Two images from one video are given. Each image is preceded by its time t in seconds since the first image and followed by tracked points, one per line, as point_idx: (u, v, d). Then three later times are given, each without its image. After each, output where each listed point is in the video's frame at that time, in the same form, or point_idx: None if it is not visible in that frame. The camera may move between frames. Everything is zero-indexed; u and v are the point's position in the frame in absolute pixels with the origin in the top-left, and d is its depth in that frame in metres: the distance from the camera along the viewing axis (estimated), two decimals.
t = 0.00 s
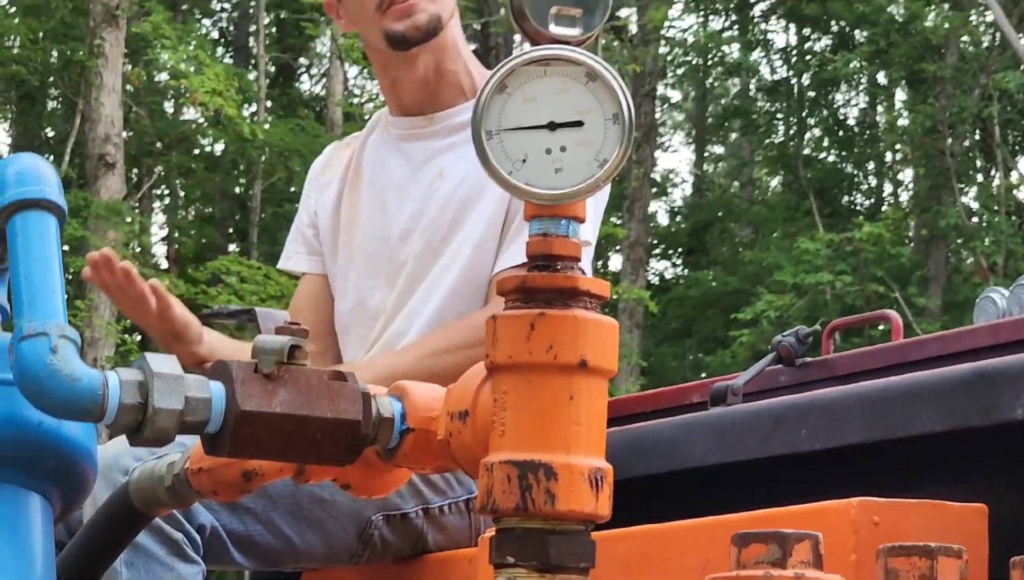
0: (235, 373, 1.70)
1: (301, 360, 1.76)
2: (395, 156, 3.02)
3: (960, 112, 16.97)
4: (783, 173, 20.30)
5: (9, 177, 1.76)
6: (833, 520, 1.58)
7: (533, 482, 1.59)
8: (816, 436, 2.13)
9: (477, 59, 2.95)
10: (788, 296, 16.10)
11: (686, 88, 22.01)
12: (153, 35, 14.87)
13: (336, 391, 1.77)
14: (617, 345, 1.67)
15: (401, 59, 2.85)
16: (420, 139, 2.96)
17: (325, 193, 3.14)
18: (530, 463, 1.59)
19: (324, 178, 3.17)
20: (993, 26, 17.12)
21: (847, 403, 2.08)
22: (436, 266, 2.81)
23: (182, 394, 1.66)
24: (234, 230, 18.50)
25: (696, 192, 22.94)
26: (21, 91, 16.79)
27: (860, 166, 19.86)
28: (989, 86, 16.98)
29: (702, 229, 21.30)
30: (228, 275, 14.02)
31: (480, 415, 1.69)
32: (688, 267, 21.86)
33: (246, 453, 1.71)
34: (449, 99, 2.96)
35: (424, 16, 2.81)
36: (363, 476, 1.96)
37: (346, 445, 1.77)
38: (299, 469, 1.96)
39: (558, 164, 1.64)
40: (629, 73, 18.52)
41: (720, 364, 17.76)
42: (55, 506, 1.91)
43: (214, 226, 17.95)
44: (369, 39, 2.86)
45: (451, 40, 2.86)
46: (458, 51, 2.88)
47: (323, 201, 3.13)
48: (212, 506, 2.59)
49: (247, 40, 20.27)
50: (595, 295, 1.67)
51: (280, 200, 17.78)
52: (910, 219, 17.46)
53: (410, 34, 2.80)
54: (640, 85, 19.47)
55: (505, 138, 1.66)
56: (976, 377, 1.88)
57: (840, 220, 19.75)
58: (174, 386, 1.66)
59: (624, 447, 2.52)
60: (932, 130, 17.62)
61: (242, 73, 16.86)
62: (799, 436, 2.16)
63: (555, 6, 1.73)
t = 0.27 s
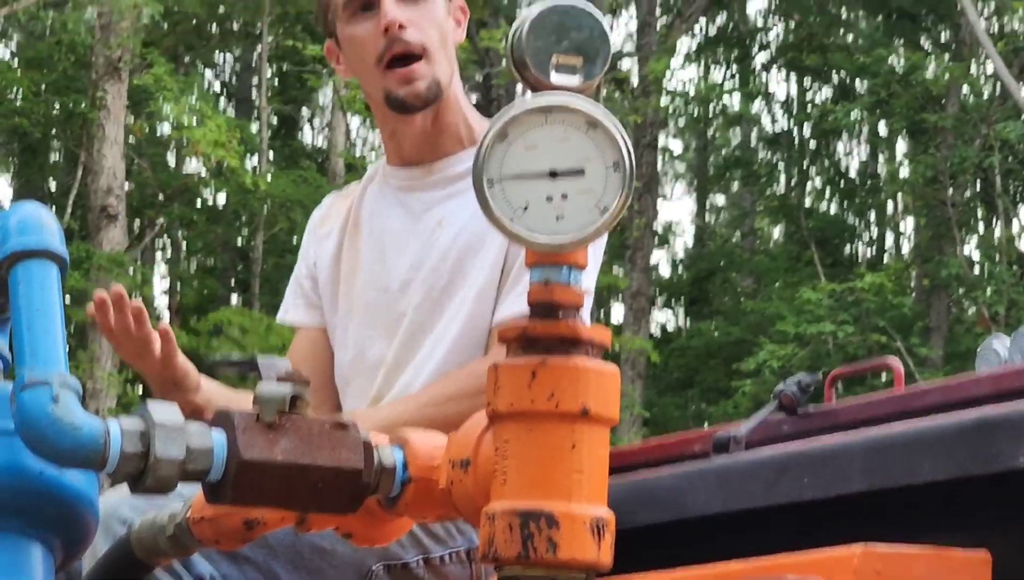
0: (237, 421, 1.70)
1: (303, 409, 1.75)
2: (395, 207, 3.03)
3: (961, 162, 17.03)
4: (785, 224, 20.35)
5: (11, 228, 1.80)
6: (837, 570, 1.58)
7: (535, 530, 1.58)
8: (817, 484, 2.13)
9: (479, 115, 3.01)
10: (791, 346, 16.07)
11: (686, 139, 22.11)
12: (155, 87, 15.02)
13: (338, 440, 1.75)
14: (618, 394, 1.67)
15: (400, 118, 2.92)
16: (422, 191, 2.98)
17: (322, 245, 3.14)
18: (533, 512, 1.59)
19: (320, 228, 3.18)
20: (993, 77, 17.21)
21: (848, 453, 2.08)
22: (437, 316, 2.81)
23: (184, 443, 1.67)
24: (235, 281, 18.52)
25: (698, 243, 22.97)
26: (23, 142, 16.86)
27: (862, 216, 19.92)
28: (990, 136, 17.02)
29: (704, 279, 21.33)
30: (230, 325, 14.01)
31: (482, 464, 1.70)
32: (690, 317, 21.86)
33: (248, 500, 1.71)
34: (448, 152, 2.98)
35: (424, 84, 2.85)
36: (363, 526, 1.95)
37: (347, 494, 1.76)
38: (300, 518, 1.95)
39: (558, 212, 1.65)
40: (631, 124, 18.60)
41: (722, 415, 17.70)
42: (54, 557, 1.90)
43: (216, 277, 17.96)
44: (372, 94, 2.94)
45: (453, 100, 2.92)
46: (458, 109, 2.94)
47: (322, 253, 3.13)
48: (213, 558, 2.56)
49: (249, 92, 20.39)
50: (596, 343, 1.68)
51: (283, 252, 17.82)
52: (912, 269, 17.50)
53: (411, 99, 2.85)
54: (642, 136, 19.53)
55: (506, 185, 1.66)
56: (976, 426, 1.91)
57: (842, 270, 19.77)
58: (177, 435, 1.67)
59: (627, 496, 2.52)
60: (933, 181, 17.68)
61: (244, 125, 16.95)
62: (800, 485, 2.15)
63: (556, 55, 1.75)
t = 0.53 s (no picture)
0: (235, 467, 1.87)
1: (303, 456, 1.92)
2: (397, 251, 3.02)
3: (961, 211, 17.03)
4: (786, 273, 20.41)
5: (13, 274, 1.99)
6: None
7: (537, 571, 1.80)
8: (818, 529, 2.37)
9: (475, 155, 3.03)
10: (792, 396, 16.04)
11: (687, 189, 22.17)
12: (157, 137, 15.12)
13: (340, 484, 1.92)
14: (619, 437, 1.90)
15: (400, 170, 2.93)
16: (426, 239, 2.98)
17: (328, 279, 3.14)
18: (535, 557, 1.80)
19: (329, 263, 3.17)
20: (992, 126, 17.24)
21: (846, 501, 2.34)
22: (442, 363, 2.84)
23: (184, 488, 1.82)
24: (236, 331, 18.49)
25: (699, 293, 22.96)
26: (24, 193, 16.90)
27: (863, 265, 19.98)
28: (990, 185, 17.02)
29: (705, 328, 21.30)
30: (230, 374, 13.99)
31: (482, 507, 1.90)
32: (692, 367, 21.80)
33: (257, 542, 1.88)
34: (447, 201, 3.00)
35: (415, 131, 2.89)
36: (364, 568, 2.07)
37: (349, 539, 1.93)
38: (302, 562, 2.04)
39: (558, 256, 1.88)
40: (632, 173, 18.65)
41: (724, 465, 17.61)
42: None
43: (217, 326, 17.92)
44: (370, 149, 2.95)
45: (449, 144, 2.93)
46: (455, 154, 2.95)
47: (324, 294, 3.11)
48: None
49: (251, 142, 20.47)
50: (596, 386, 1.89)
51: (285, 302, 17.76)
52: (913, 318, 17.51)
53: (400, 148, 2.89)
54: (642, 185, 19.55)
55: (506, 232, 1.90)
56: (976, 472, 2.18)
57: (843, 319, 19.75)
58: (177, 480, 1.82)
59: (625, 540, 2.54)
60: (934, 230, 17.70)
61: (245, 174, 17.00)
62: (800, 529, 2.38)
63: (558, 98, 2.04)
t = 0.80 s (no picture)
0: (236, 483, 1.69)
1: (302, 471, 1.74)
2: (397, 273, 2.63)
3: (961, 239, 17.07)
4: (786, 300, 20.39)
5: (14, 291, 1.83)
6: None
7: None
8: (817, 554, 2.06)
9: (477, 174, 2.67)
10: (792, 423, 16.04)
11: (687, 216, 22.25)
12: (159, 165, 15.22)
13: (338, 502, 1.74)
14: (617, 455, 1.69)
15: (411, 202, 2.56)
16: (427, 260, 2.60)
17: (329, 293, 2.77)
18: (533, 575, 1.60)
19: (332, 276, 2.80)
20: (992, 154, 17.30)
21: (847, 522, 2.03)
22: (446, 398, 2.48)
23: (183, 504, 1.66)
24: (237, 358, 18.52)
25: (699, 320, 23.05)
26: (26, 221, 16.96)
27: (862, 293, 20.00)
28: (990, 213, 17.03)
29: (705, 355, 21.34)
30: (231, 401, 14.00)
31: (481, 524, 1.70)
32: (692, 395, 21.78)
33: (248, 563, 1.70)
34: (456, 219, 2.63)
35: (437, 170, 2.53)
36: None
37: (347, 558, 1.75)
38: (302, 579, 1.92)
39: (557, 273, 1.67)
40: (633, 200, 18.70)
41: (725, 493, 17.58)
42: None
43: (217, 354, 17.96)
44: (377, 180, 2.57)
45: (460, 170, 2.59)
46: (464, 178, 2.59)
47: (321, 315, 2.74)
48: None
49: (253, 169, 20.56)
50: (595, 405, 1.68)
51: (285, 329, 17.79)
52: (913, 346, 17.52)
53: (421, 190, 2.54)
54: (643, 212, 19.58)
55: (505, 247, 1.69)
56: (978, 493, 1.88)
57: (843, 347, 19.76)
58: (177, 496, 1.66)
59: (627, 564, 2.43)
60: (934, 257, 17.73)
61: (246, 202, 17.10)
62: (800, 553, 2.09)
63: (554, 118, 1.79)
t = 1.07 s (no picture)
0: (241, 481, 1.69)
1: (307, 469, 1.73)
2: (398, 282, 2.65)
3: (964, 251, 17.05)
4: (789, 312, 20.39)
5: (18, 289, 1.84)
6: None
7: None
8: (823, 557, 2.05)
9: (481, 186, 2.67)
10: (795, 435, 16.02)
11: (690, 229, 22.25)
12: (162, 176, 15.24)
13: (342, 500, 1.74)
14: (622, 452, 1.69)
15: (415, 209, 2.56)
16: (428, 268, 2.61)
17: (330, 306, 2.77)
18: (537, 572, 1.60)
19: (330, 291, 2.81)
20: (995, 166, 17.29)
21: (852, 524, 2.02)
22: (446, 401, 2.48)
23: (189, 502, 1.65)
24: (240, 370, 18.53)
25: (701, 332, 23.04)
26: (29, 232, 17.00)
27: (866, 305, 20.03)
28: (993, 225, 16.99)
29: (708, 367, 21.32)
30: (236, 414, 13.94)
31: (485, 522, 1.70)
32: (694, 407, 21.78)
33: (253, 561, 1.69)
34: (457, 228, 2.64)
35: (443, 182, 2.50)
36: None
37: (351, 554, 1.75)
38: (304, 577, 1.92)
39: (562, 270, 1.67)
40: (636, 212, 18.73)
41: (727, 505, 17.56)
42: None
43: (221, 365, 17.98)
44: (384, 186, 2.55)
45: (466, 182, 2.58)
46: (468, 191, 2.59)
47: (326, 321, 2.75)
48: None
49: (255, 182, 20.60)
50: (600, 402, 1.69)
51: (288, 340, 17.74)
52: (915, 357, 17.53)
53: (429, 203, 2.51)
54: (646, 224, 19.61)
55: (509, 244, 1.70)
56: (979, 496, 1.88)
57: (846, 359, 19.74)
58: (181, 494, 1.65)
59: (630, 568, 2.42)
60: (937, 269, 17.72)
61: (248, 213, 17.12)
62: (805, 557, 2.07)
63: (558, 116, 1.79)
